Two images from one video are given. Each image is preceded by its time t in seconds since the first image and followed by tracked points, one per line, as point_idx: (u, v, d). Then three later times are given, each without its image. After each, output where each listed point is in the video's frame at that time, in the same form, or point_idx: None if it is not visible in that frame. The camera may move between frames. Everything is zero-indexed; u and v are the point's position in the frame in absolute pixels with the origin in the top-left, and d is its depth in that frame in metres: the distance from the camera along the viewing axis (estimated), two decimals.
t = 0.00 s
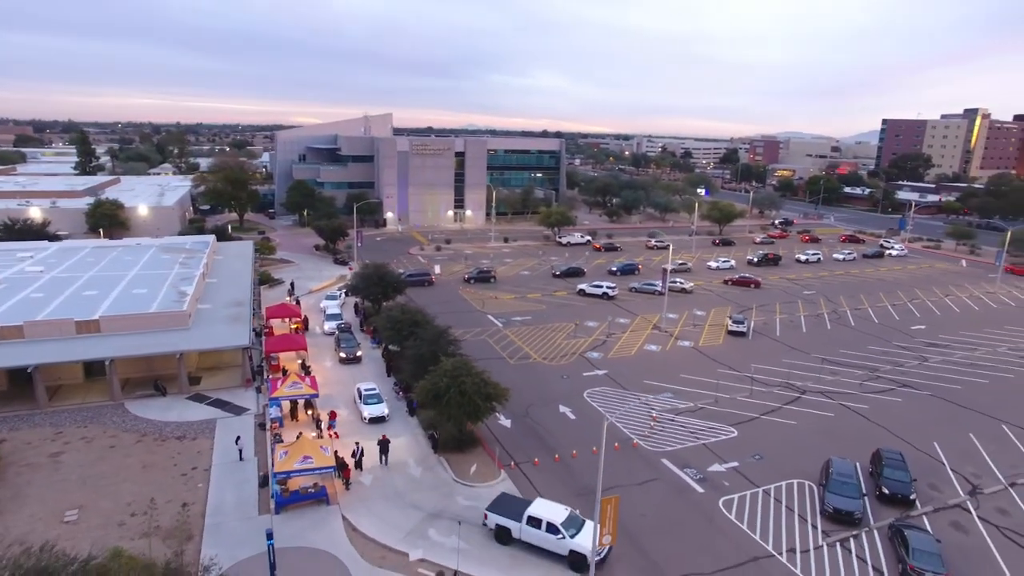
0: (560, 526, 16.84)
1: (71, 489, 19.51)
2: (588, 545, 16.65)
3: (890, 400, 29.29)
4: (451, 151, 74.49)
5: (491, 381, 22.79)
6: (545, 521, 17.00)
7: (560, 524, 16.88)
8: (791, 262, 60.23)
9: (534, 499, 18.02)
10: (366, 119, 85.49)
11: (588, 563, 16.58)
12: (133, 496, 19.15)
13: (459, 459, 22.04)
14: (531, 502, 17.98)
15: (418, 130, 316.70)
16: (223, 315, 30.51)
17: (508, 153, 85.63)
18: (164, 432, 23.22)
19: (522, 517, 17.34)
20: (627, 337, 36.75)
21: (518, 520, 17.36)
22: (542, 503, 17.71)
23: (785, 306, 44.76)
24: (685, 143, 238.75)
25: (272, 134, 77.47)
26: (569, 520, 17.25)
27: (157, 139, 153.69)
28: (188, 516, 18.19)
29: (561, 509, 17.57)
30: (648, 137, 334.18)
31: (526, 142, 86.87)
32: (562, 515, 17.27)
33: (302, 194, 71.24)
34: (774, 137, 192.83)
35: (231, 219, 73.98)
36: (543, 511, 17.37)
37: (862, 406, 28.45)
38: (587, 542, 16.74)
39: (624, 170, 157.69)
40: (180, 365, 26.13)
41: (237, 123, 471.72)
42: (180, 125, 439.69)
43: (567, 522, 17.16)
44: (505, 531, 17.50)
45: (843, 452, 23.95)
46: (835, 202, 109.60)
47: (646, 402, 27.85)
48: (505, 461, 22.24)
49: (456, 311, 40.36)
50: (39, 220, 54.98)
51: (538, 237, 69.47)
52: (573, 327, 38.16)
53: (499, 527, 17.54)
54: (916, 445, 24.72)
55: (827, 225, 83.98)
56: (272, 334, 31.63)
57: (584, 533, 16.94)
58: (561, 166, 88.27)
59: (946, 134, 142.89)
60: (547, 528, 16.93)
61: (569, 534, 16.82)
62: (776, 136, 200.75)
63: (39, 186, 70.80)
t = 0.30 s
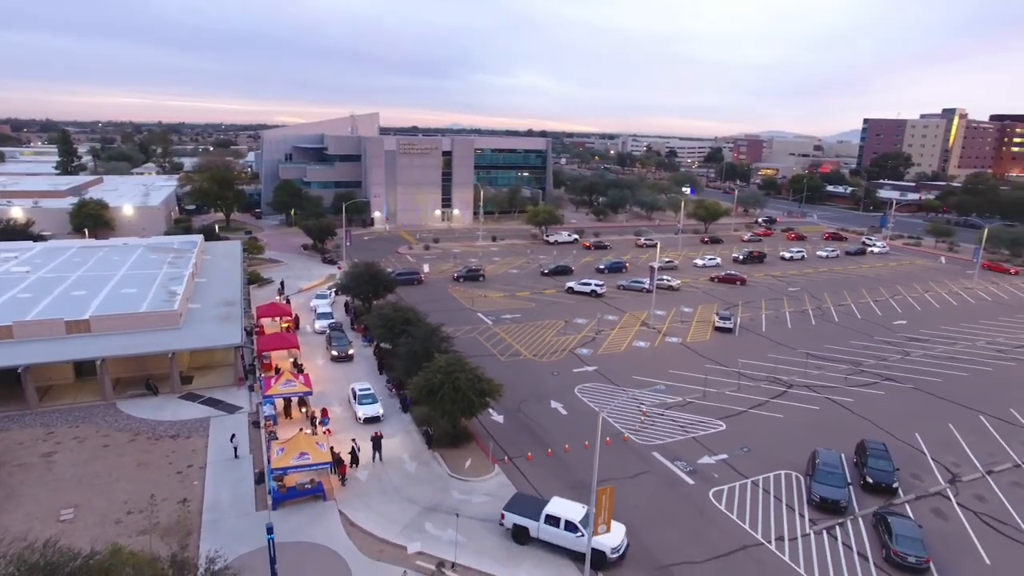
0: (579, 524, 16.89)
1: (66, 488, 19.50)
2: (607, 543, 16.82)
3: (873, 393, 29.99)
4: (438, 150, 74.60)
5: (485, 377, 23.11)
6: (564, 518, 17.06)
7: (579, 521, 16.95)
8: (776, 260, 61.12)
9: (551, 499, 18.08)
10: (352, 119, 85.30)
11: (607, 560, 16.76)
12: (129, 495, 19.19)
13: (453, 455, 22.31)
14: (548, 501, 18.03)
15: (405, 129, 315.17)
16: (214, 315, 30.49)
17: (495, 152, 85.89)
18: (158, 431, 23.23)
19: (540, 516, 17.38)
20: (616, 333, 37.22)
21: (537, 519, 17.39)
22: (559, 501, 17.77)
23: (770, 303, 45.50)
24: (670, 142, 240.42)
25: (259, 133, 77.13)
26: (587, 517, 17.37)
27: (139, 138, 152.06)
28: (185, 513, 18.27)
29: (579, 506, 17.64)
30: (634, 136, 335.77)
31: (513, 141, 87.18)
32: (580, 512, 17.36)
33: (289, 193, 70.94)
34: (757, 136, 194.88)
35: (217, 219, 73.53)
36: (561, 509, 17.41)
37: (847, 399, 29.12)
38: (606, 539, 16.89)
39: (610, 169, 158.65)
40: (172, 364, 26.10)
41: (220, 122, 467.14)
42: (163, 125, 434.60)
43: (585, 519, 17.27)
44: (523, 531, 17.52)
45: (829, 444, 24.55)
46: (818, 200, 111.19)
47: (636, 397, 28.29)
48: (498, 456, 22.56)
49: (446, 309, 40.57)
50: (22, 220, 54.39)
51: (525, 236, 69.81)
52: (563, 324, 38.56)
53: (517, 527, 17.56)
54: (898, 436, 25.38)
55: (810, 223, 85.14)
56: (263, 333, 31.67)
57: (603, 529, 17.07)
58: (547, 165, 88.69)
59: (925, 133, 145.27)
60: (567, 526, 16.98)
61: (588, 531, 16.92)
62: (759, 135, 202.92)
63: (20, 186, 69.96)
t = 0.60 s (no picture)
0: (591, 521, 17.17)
1: (55, 488, 19.41)
2: (619, 539, 16.92)
3: (852, 385, 30.83)
4: (421, 150, 74.60)
5: (474, 373, 23.44)
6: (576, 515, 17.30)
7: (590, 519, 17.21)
8: (756, 257, 62.14)
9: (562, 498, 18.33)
10: (334, 118, 84.92)
11: (620, 557, 16.85)
12: (119, 494, 19.14)
13: (443, 450, 22.55)
14: (558, 500, 18.25)
15: (387, 130, 313.91)
16: (201, 314, 30.38)
17: (478, 152, 86.11)
18: (146, 431, 23.16)
19: (552, 514, 17.54)
20: (601, 330, 37.72)
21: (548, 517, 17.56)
22: (571, 499, 17.99)
23: (751, 299, 46.33)
24: (651, 142, 242.34)
25: (240, 133, 76.58)
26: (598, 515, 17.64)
27: (117, 137, 149.82)
28: (177, 511, 18.29)
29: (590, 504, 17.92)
30: (617, 135, 337.68)
31: (496, 141, 87.47)
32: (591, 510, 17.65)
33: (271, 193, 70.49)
34: (736, 136, 197.33)
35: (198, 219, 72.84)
36: (572, 507, 17.62)
37: (826, 392, 29.90)
38: (617, 536, 17.03)
39: (592, 168, 159.60)
40: (159, 364, 26.00)
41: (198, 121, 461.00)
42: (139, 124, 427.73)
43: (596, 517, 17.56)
44: (534, 529, 17.65)
45: (809, 435, 25.23)
46: (796, 198, 113.06)
47: (622, 392, 28.78)
48: (488, 450, 22.88)
49: (432, 308, 40.73)
50: None
51: (509, 234, 70.11)
52: (548, 321, 38.97)
53: (529, 525, 17.68)
54: (876, 427, 26.15)
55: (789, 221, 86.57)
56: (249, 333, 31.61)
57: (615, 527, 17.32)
58: (530, 165, 89.12)
59: (900, 133, 148.22)
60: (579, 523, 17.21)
61: (600, 529, 17.14)
62: (738, 135, 205.47)
63: None
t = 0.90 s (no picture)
0: (603, 520, 17.35)
1: (42, 489, 19.30)
2: (630, 538, 17.04)
3: (829, 378, 31.66)
4: (404, 149, 74.53)
5: (463, 369, 23.75)
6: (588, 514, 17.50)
7: (602, 518, 17.37)
8: (736, 255, 63.17)
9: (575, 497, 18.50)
10: (315, 117, 84.47)
11: (631, 556, 16.96)
12: (108, 494, 19.11)
13: (433, 446, 22.82)
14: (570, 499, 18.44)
15: (368, 129, 311.60)
16: (186, 314, 30.24)
17: (460, 151, 86.22)
18: (134, 431, 23.07)
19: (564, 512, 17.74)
20: (585, 327, 38.20)
21: (560, 516, 17.76)
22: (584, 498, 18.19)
23: (731, 296, 47.17)
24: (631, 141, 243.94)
25: (220, 132, 75.91)
26: (611, 515, 17.79)
27: (91, 136, 147.10)
28: (168, 510, 18.32)
29: (603, 504, 18.07)
30: (597, 134, 339.63)
31: (478, 140, 87.68)
32: (604, 509, 17.83)
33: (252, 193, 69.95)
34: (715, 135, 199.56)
35: (177, 219, 72.04)
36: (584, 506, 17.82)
37: (806, 385, 30.69)
38: (628, 535, 17.16)
39: (573, 167, 160.43)
40: (145, 364, 25.88)
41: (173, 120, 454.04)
42: (113, 123, 420.15)
43: (608, 516, 17.71)
44: (546, 527, 17.83)
45: (789, 427, 25.93)
46: (774, 197, 114.90)
47: (608, 387, 29.25)
48: (476, 446, 23.17)
49: (417, 306, 40.88)
50: None
51: (492, 233, 70.37)
52: (533, 319, 39.35)
53: (541, 524, 17.85)
54: (853, 418, 26.93)
55: (767, 219, 87.97)
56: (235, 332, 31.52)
57: (626, 525, 17.47)
58: (512, 164, 89.47)
59: (874, 132, 151.14)
60: (591, 521, 17.41)
61: (611, 528, 17.27)
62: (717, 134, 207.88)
63: None
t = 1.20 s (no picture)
0: (614, 519, 17.37)
1: (32, 490, 19.24)
2: (642, 538, 17.02)
3: (811, 373, 32.40)
4: (388, 148, 74.47)
5: (453, 366, 24.00)
6: (599, 513, 17.55)
7: (614, 517, 17.39)
8: (718, 253, 64.06)
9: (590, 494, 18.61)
10: (298, 117, 84.02)
11: (642, 555, 16.93)
12: (100, 493, 19.10)
13: (424, 442, 23.04)
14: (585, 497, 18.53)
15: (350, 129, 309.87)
16: (173, 314, 30.13)
17: (444, 151, 86.28)
18: (123, 431, 23.01)
19: (576, 511, 17.87)
20: (571, 324, 38.64)
21: (572, 514, 17.90)
22: (598, 497, 18.24)
23: (715, 293, 47.92)
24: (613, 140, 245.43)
25: (202, 132, 75.33)
26: (623, 514, 17.78)
27: (67, 136, 144.84)
28: (162, 508, 18.37)
29: (615, 503, 18.07)
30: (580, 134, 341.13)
31: (462, 140, 87.81)
32: (615, 509, 17.83)
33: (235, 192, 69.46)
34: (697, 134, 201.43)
35: (159, 219, 71.35)
36: (596, 505, 17.87)
37: (788, 379, 31.39)
38: (640, 534, 17.15)
39: (556, 167, 161.13)
40: (133, 364, 25.79)
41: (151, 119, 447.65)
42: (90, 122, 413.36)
43: (620, 515, 17.71)
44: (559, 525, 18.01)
45: (772, 419, 26.57)
46: (754, 196, 116.45)
47: (595, 383, 29.68)
48: (467, 442, 23.45)
49: (404, 305, 41.00)
50: None
51: (477, 232, 70.59)
52: (519, 317, 39.68)
53: (553, 521, 18.04)
54: (834, 410, 27.64)
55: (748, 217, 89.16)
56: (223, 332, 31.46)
57: (638, 525, 17.46)
58: (496, 163, 89.75)
59: (852, 132, 153.68)
60: (602, 519, 17.46)
61: (623, 527, 17.27)
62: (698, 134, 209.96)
63: None
